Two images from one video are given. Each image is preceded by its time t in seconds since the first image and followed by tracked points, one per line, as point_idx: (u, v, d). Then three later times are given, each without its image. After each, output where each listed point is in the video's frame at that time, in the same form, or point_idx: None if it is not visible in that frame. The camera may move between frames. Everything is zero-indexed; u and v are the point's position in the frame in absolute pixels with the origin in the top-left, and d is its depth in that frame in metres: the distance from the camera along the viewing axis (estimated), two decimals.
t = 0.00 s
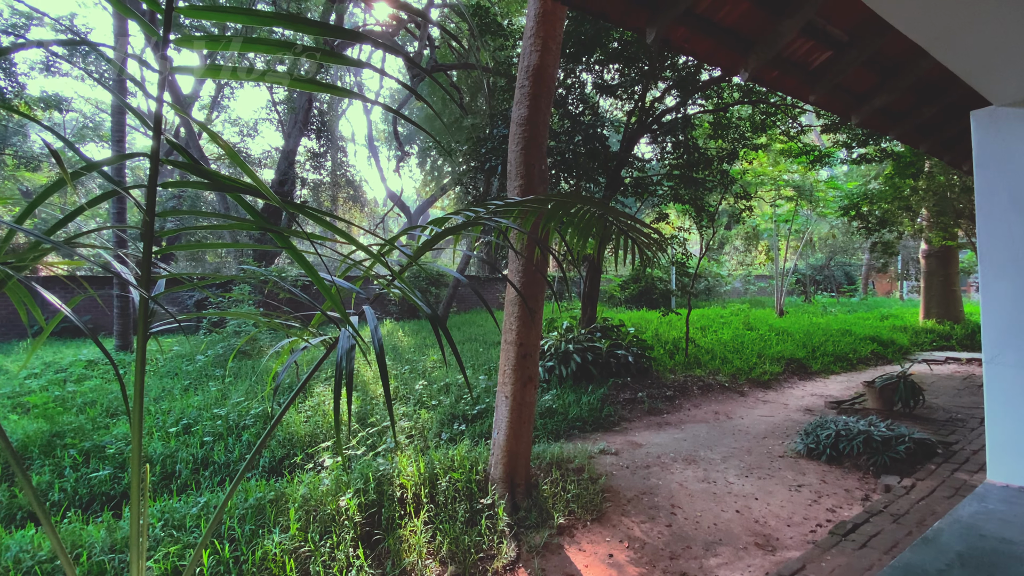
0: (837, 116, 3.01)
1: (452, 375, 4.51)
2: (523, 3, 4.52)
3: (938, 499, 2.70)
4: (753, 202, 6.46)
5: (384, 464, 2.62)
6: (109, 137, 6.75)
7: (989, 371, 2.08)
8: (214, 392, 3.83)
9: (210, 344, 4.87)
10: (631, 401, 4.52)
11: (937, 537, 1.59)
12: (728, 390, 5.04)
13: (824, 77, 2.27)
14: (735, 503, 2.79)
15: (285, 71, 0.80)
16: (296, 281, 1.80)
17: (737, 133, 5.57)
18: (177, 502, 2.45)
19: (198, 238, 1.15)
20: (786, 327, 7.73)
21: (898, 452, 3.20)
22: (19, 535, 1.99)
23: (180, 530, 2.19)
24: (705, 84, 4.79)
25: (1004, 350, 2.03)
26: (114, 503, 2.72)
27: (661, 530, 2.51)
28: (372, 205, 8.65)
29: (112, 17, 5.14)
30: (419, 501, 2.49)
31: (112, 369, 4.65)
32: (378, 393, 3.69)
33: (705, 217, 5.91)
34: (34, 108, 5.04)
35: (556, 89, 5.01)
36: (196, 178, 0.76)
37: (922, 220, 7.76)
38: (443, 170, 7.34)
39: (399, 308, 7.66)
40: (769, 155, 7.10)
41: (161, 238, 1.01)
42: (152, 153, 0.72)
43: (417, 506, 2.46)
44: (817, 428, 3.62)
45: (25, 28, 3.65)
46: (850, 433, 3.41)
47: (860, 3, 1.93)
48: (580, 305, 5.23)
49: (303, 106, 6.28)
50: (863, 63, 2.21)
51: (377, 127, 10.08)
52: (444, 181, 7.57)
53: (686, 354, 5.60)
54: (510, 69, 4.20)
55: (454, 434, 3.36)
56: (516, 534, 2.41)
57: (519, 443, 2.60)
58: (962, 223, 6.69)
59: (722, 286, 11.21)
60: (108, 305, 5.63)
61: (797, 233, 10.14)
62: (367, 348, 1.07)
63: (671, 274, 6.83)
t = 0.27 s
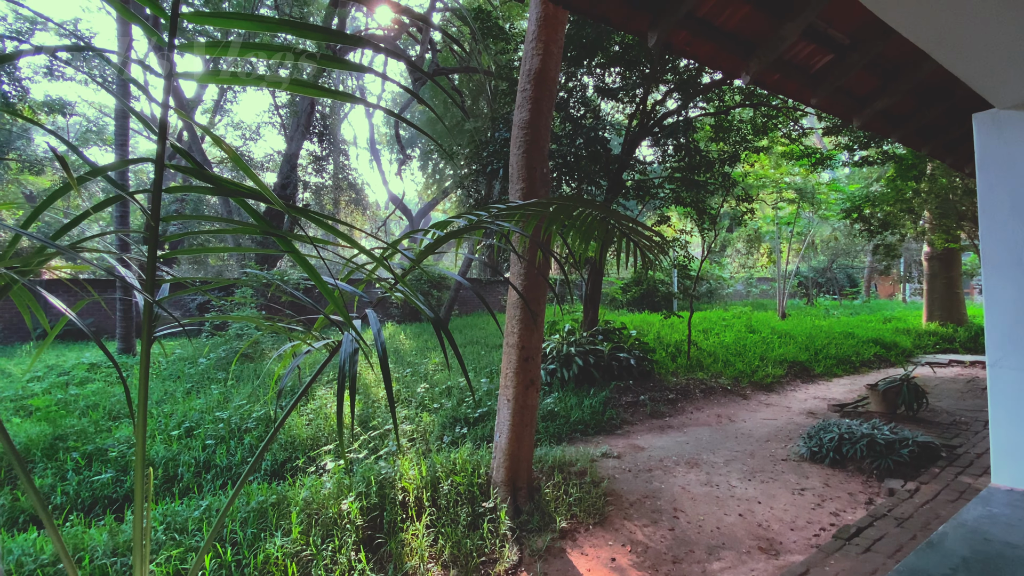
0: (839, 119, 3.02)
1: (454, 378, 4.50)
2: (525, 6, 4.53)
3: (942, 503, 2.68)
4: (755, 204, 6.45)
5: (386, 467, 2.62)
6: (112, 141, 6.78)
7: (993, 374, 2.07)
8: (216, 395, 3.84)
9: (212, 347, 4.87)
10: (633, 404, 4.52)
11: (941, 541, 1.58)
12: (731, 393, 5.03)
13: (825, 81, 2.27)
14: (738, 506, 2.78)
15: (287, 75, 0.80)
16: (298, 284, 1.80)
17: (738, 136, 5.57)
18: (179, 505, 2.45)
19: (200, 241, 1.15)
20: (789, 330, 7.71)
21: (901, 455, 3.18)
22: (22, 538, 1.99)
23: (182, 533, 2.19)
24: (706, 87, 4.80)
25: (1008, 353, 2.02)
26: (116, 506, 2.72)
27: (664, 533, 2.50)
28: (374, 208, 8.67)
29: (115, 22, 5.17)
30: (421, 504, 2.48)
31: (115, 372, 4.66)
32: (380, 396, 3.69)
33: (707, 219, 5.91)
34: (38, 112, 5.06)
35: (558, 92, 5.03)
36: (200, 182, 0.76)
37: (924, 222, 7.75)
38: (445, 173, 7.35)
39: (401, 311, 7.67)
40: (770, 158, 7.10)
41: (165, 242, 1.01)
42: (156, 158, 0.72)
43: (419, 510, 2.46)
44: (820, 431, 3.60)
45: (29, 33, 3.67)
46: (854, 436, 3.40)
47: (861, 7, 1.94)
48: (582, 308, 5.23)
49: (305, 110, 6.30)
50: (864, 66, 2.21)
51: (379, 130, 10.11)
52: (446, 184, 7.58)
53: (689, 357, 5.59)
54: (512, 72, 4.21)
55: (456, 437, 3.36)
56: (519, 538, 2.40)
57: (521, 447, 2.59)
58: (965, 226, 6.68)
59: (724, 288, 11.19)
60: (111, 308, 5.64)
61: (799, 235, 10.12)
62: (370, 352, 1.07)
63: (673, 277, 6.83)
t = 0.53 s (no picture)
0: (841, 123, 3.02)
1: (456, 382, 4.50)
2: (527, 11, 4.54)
3: (948, 509, 2.67)
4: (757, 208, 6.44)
5: (388, 472, 2.61)
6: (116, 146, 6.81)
7: (998, 379, 2.06)
8: (218, 399, 3.84)
9: (215, 351, 4.88)
10: (635, 408, 4.50)
11: (947, 548, 1.57)
12: (733, 398, 5.01)
13: (827, 86, 2.27)
14: (742, 512, 2.77)
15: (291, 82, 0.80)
16: (301, 289, 1.81)
17: (740, 140, 5.57)
18: (181, 509, 2.45)
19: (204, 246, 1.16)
20: (792, 334, 7.69)
21: (906, 460, 3.17)
22: (24, 543, 1.99)
23: (184, 538, 2.18)
24: (708, 91, 4.80)
25: (1012, 358, 2.01)
26: (118, 511, 2.72)
27: (667, 539, 2.49)
28: (376, 212, 8.69)
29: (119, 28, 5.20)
30: (423, 509, 2.48)
31: (117, 376, 4.67)
32: (382, 400, 3.69)
33: (709, 223, 5.91)
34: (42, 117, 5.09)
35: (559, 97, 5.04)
36: (205, 189, 0.77)
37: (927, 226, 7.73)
38: (446, 177, 7.37)
39: (402, 316, 7.67)
40: (772, 162, 7.10)
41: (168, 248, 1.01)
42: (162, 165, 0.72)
43: (421, 515, 2.45)
44: (823, 436, 3.58)
45: (34, 39, 3.69)
46: (858, 441, 3.38)
47: (862, 12, 1.94)
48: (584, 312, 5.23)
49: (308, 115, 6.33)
50: (866, 71, 2.22)
51: (381, 135, 10.14)
52: (448, 188, 7.60)
53: (691, 362, 5.57)
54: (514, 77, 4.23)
55: (458, 442, 3.35)
56: (521, 544, 2.39)
57: (523, 452, 2.59)
58: (968, 229, 6.66)
59: (726, 292, 11.17)
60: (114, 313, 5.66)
61: (802, 239, 10.11)
62: (373, 358, 1.07)
63: (675, 281, 6.82)
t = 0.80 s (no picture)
0: (843, 129, 3.02)
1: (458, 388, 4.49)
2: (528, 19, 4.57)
3: (953, 516, 2.65)
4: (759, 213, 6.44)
5: (390, 478, 2.60)
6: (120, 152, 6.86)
7: (1002, 385, 2.05)
8: (220, 405, 3.84)
9: (217, 356, 4.89)
10: (638, 414, 4.49)
11: (952, 556, 1.56)
12: (736, 404, 4.99)
13: (828, 92, 2.28)
14: (745, 519, 2.75)
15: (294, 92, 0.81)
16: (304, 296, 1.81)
17: (741, 146, 5.58)
18: (183, 516, 2.44)
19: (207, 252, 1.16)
20: (794, 339, 7.66)
21: (911, 467, 3.14)
22: (25, 550, 1.99)
23: (185, 545, 2.18)
24: (709, 97, 4.82)
25: (1017, 364, 2.00)
26: (120, 517, 2.72)
27: (670, 546, 2.47)
28: (379, 218, 8.72)
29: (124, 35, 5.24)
30: (425, 516, 2.47)
31: (119, 382, 4.67)
32: (384, 406, 3.68)
33: (710, 228, 5.91)
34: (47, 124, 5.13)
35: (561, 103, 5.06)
36: (209, 198, 0.77)
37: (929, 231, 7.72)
38: (448, 183, 7.39)
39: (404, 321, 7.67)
40: (774, 167, 7.10)
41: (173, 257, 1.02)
42: (166, 174, 0.73)
43: (422, 522, 2.44)
44: (827, 442, 3.56)
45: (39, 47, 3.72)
46: (862, 447, 3.36)
47: (862, 18, 1.95)
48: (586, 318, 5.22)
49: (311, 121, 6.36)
50: (866, 77, 2.22)
51: (384, 141, 10.19)
52: (450, 194, 7.62)
53: (694, 367, 5.55)
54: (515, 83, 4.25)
55: (460, 448, 3.34)
56: (523, 551, 2.38)
57: (525, 458, 2.58)
58: (971, 234, 6.64)
59: (729, 297, 11.15)
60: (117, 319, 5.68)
61: (804, 244, 10.09)
62: (376, 365, 1.07)
63: (677, 286, 6.81)
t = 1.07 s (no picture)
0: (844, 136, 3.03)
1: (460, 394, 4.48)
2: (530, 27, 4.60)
3: (958, 524, 2.62)
4: (761, 219, 6.45)
5: (391, 486, 2.59)
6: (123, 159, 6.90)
7: (1006, 393, 2.04)
8: (222, 412, 3.84)
9: (219, 362, 4.89)
10: (640, 421, 4.47)
11: (957, 566, 1.54)
12: (739, 411, 4.97)
13: (828, 100, 2.29)
14: (749, 527, 2.73)
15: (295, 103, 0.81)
16: (305, 304, 1.82)
17: (742, 152, 5.59)
18: (184, 523, 2.44)
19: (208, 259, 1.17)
20: (797, 345, 7.63)
21: (915, 475, 3.12)
22: (25, 557, 1.99)
23: (185, 553, 2.17)
24: (710, 103, 4.84)
25: (1020, 371, 1.99)
26: (121, 525, 2.71)
27: (673, 555, 2.45)
28: (381, 224, 8.74)
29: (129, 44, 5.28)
30: (426, 524, 2.45)
31: (122, 388, 4.68)
32: (386, 413, 3.68)
33: (712, 234, 5.91)
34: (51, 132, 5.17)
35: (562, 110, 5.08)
36: (212, 209, 0.78)
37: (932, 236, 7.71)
38: (450, 189, 7.42)
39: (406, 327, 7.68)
40: (775, 173, 7.11)
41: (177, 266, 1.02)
42: (171, 186, 0.73)
43: (424, 530, 2.43)
44: (831, 449, 3.54)
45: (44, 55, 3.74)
46: (866, 454, 3.33)
47: (861, 27, 1.96)
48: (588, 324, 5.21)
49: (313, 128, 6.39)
50: (866, 85, 2.23)
51: (386, 147, 10.24)
52: (451, 200, 7.63)
53: (696, 373, 5.54)
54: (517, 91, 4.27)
55: (462, 455, 3.33)
56: (525, 560, 2.36)
57: (527, 466, 2.57)
58: (973, 240, 6.63)
59: (731, 303, 11.12)
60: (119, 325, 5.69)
61: (806, 249, 10.08)
62: (378, 374, 1.06)
63: (679, 292, 6.81)
